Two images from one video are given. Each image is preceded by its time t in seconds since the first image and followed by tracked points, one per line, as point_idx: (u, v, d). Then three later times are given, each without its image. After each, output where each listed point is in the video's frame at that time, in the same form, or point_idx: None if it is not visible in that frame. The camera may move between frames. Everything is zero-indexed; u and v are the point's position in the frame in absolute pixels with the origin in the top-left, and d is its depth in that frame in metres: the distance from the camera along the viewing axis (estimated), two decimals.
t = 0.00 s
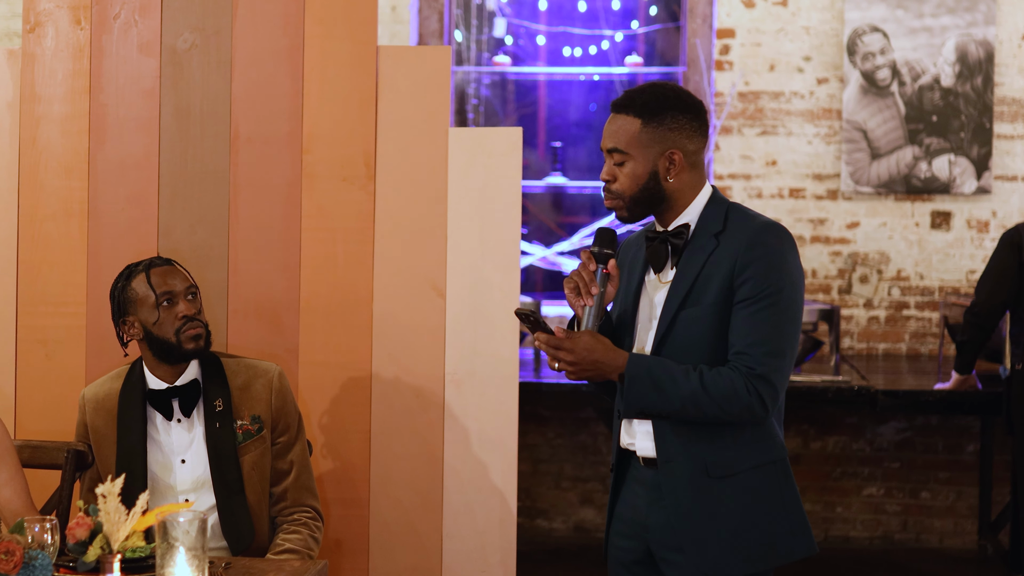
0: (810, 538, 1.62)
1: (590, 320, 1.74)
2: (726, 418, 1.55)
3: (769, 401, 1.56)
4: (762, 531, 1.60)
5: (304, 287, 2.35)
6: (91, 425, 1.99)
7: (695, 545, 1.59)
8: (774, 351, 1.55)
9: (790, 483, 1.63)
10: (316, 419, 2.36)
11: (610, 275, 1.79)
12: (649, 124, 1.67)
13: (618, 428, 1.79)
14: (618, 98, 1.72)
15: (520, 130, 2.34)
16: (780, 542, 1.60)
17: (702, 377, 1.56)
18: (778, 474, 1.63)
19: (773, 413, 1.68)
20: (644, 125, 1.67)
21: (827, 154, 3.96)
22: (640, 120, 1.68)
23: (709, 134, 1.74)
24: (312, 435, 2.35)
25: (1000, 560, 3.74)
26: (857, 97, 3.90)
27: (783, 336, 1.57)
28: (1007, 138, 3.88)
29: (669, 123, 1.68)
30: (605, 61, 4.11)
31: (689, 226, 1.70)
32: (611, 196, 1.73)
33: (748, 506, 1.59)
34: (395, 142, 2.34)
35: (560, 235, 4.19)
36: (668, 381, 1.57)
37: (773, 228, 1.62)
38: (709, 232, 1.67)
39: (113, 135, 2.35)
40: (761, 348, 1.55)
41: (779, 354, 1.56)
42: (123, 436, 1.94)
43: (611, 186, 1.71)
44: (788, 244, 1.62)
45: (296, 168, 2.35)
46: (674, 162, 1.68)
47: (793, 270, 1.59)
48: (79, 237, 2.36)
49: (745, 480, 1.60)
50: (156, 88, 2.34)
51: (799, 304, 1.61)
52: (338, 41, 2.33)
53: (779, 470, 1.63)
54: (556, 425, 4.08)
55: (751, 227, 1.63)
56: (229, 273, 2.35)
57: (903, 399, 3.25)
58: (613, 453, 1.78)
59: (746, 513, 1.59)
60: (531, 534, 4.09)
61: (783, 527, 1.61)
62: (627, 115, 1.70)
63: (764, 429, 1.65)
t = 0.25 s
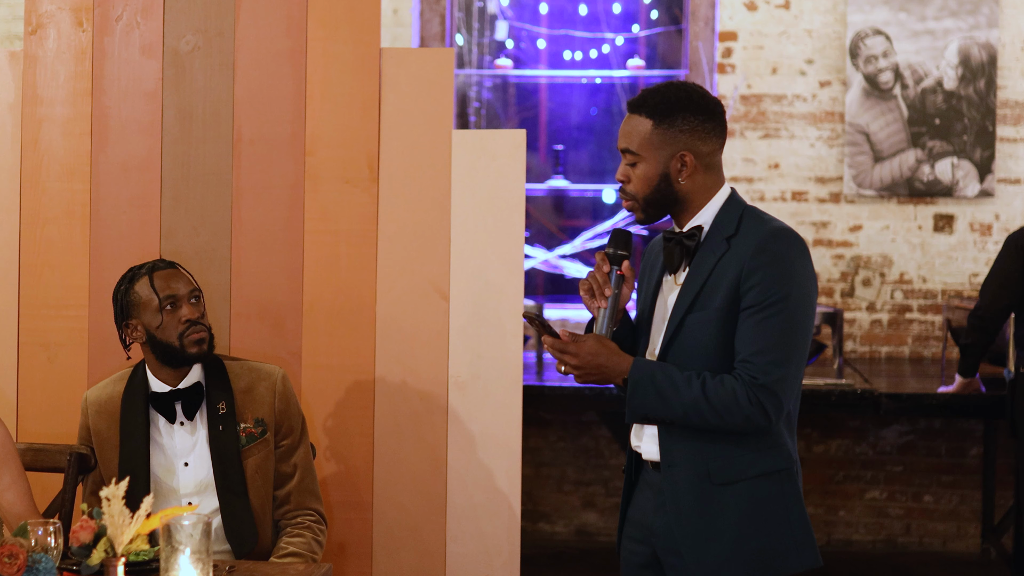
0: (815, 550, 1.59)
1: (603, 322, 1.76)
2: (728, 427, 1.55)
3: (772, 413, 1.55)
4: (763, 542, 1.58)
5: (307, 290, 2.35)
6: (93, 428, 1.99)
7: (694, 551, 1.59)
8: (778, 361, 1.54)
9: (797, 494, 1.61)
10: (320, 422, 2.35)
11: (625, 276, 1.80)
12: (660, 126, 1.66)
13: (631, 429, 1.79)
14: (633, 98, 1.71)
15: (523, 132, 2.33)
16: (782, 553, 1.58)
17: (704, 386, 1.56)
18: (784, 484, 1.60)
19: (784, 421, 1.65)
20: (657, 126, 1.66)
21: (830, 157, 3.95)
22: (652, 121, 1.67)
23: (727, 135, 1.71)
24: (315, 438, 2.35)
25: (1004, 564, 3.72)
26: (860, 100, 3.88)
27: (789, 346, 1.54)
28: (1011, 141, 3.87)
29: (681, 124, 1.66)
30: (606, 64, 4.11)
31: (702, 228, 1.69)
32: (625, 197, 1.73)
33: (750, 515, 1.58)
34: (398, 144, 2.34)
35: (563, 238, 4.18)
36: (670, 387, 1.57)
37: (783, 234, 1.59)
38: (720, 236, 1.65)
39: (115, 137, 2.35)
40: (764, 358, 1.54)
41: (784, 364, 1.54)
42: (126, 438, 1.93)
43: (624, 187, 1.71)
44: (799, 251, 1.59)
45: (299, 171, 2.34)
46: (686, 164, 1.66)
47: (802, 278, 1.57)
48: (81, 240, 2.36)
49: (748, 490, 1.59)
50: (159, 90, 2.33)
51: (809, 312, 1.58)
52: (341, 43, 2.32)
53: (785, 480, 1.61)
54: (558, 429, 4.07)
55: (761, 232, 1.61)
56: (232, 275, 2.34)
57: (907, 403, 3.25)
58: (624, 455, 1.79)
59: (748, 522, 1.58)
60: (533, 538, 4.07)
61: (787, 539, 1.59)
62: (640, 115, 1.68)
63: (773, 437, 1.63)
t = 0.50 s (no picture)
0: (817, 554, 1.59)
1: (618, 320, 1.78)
2: (729, 427, 1.55)
3: (774, 415, 1.54)
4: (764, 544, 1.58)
5: (309, 290, 2.35)
6: (97, 427, 1.99)
7: (695, 550, 1.60)
8: (780, 363, 1.53)
9: (800, 498, 1.60)
10: (323, 422, 2.35)
11: (639, 276, 1.82)
12: (669, 131, 1.66)
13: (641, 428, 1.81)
14: (634, 110, 1.71)
15: (527, 133, 2.34)
16: (783, 557, 1.58)
17: (706, 385, 1.56)
18: (786, 487, 1.60)
19: (791, 424, 1.64)
20: (665, 132, 1.66)
21: (831, 159, 3.95)
22: (659, 127, 1.67)
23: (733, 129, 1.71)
24: (318, 438, 2.35)
25: (1004, 566, 3.72)
26: (861, 102, 3.89)
27: (792, 349, 1.53)
28: (1012, 142, 3.88)
29: (689, 125, 1.66)
30: (607, 66, 4.11)
31: (712, 229, 1.69)
32: (645, 207, 1.72)
33: (751, 517, 1.58)
34: (401, 144, 2.34)
35: (564, 240, 4.18)
36: (672, 385, 1.58)
37: (790, 237, 1.58)
38: (730, 236, 1.65)
39: (118, 138, 2.35)
40: (766, 360, 1.53)
41: (786, 367, 1.53)
42: (130, 438, 1.93)
43: (643, 199, 1.71)
44: (806, 254, 1.58)
45: (302, 171, 2.34)
46: (703, 163, 1.67)
47: (807, 281, 1.56)
48: (84, 240, 2.36)
49: (750, 492, 1.59)
50: (162, 91, 2.34)
51: (815, 316, 1.56)
52: (344, 44, 2.33)
53: (788, 485, 1.60)
54: (560, 430, 4.07)
55: (769, 233, 1.60)
56: (235, 276, 2.35)
57: (908, 404, 3.25)
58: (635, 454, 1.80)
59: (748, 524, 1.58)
60: (535, 539, 4.07)
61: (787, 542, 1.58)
62: (644, 124, 1.69)
63: (779, 440, 1.62)
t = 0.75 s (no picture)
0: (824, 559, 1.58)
1: (630, 322, 1.78)
2: (738, 430, 1.54)
3: (783, 418, 1.52)
4: (772, 548, 1.57)
5: (312, 292, 2.36)
6: (100, 428, 2.00)
7: (704, 553, 1.60)
8: (791, 366, 1.51)
9: (809, 502, 1.59)
10: (325, 423, 2.36)
11: (652, 279, 1.79)
12: (678, 136, 1.65)
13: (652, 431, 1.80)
14: (642, 115, 1.70)
15: (528, 135, 2.35)
16: (791, 561, 1.57)
17: (715, 387, 1.55)
18: (795, 492, 1.58)
19: (801, 428, 1.63)
20: (674, 137, 1.65)
21: (832, 161, 3.95)
22: (668, 132, 1.66)
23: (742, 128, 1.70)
24: (320, 439, 2.35)
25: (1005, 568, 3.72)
26: (862, 104, 3.89)
27: (803, 352, 1.52)
28: (1013, 144, 3.88)
29: (698, 129, 1.65)
30: (608, 69, 4.11)
31: (724, 232, 1.69)
32: (658, 213, 1.72)
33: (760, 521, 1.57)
34: (403, 146, 2.35)
35: (565, 242, 4.18)
36: (682, 386, 1.57)
37: (802, 239, 1.57)
38: (741, 238, 1.65)
39: (121, 140, 2.36)
40: (776, 362, 1.52)
41: (797, 371, 1.52)
42: (133, 439, 1.93)
43: (656, 204, 1.70)
44: (817, 256, 1.56)
45: (304, 173, 2.35)
46: (713, 165, 1.66)
47: (818, 284, 1.54)
48: (87, 242, 2.37)
49: (758, 495, 1.58)
50: (165, 93, 2.34)
51: (826, 319, 1.55)
52: (346, 46, 2.34)
53: (797, 490, 1.59)
54: (561, 432, 4.07)
55: (780, 235, 1.59)
56: (237, 277, 2.35)
57: (908, 406, 3.24)
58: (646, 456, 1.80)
59: (757, 528, 1.57)
60: (536, 541, 4.07)
61: (795, 547, 1.57)
62: (653, 130, 1.68)
63: (789, 444, 1.60)
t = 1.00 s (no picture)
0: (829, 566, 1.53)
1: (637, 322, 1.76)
2: (743, 432, 1.50)
3: (789, 421, 1.48)
4: (776, 554, 1.52)
5: (313, 293, 2.36)
6: (101, 429, 2.00)
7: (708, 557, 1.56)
8: (797, 368, 1.47)
9: (815, 508, 1.54)
10: (326, 424, 2.36)
11: (660, 281, 1.76)
12: (689, 135, 1.60)
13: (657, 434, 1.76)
14: (655, 113, 1.65)
15: (528, 137, 2.35)
16: (796, 567, 1.52)
17: (720, 389, 1.51)
18: (801, 497, 1.54)
19: (809, 432, 1.58)
20: (686, 136, 1.60)
21: (832, 162, 3.96)
22: (679, 131, 1.61)
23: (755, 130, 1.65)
24: (321, 440, 2.36)
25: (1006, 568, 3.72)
26: (862, 105, 3.90)
27: (810, 353, 1.47)
28: (1013, 146, 3.89)
29: (710, 129, 1.60)
30: (609, 70, 4.12)
31: (732, 233, 1.63)
32: (668, 213, 1.66)
33: (764, 526, 1.52)
34: (404, 148, 2.35)
35: (566, 243, 4.18)
36: (687, 386, 1.53)
37: (811, 239, 1.52)
38: (750, 238, 1.60)
39: (123, 141, 2.36)
40: (782, 364, 1.47)
41: (803, 374, 1.47)
42: (134, 439, 1.94)
43: (666, 204, 1.64)
44: (826, 257, 1.51)
45: (305, 174, 2.36)
46: (725, 167, 1.60)
47: (826, 285, 1.49)
48: (88, 243, 2.37)
49: (763, 500, 1.53)
50: (166, 94, 2.35)
51: (835, 321, 1.50)
52: (347, 48, 2.34)
53: (802, 496, 1.54)
54: (562, 433, 4.07)
55: (789, 235, 1.54)
56: (238, 278, 2.36)
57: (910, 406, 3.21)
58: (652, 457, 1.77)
59: (761, 533, 1.52)
60: (536, 542, 4.07)
61: (800, 554, 1.52)
62: (665, 128, 1.63)
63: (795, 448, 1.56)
